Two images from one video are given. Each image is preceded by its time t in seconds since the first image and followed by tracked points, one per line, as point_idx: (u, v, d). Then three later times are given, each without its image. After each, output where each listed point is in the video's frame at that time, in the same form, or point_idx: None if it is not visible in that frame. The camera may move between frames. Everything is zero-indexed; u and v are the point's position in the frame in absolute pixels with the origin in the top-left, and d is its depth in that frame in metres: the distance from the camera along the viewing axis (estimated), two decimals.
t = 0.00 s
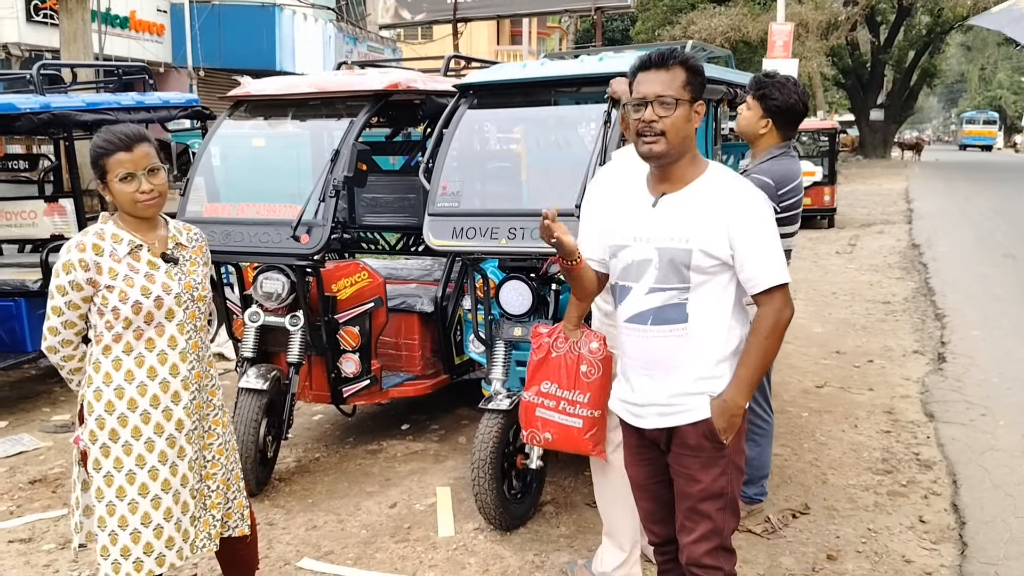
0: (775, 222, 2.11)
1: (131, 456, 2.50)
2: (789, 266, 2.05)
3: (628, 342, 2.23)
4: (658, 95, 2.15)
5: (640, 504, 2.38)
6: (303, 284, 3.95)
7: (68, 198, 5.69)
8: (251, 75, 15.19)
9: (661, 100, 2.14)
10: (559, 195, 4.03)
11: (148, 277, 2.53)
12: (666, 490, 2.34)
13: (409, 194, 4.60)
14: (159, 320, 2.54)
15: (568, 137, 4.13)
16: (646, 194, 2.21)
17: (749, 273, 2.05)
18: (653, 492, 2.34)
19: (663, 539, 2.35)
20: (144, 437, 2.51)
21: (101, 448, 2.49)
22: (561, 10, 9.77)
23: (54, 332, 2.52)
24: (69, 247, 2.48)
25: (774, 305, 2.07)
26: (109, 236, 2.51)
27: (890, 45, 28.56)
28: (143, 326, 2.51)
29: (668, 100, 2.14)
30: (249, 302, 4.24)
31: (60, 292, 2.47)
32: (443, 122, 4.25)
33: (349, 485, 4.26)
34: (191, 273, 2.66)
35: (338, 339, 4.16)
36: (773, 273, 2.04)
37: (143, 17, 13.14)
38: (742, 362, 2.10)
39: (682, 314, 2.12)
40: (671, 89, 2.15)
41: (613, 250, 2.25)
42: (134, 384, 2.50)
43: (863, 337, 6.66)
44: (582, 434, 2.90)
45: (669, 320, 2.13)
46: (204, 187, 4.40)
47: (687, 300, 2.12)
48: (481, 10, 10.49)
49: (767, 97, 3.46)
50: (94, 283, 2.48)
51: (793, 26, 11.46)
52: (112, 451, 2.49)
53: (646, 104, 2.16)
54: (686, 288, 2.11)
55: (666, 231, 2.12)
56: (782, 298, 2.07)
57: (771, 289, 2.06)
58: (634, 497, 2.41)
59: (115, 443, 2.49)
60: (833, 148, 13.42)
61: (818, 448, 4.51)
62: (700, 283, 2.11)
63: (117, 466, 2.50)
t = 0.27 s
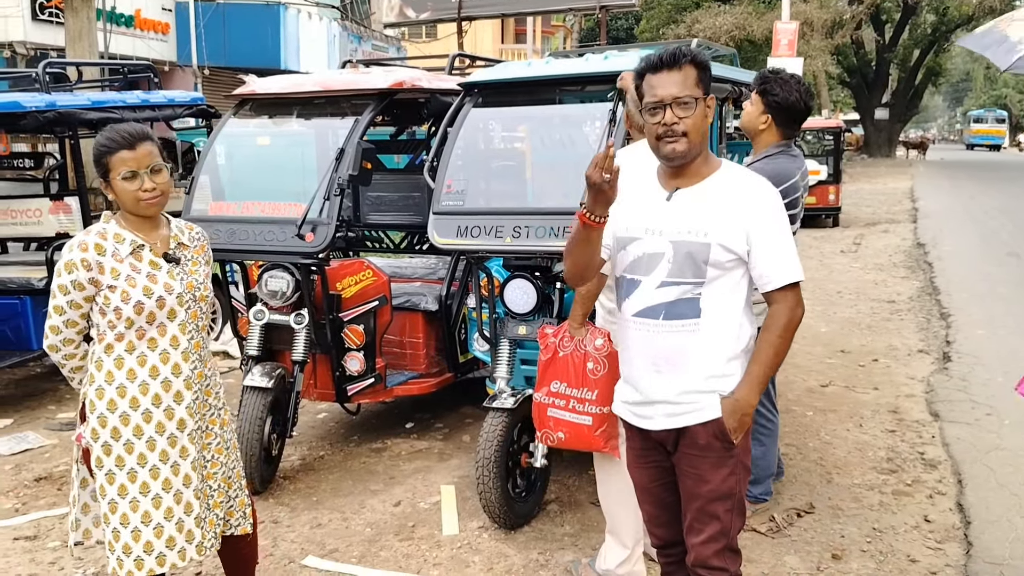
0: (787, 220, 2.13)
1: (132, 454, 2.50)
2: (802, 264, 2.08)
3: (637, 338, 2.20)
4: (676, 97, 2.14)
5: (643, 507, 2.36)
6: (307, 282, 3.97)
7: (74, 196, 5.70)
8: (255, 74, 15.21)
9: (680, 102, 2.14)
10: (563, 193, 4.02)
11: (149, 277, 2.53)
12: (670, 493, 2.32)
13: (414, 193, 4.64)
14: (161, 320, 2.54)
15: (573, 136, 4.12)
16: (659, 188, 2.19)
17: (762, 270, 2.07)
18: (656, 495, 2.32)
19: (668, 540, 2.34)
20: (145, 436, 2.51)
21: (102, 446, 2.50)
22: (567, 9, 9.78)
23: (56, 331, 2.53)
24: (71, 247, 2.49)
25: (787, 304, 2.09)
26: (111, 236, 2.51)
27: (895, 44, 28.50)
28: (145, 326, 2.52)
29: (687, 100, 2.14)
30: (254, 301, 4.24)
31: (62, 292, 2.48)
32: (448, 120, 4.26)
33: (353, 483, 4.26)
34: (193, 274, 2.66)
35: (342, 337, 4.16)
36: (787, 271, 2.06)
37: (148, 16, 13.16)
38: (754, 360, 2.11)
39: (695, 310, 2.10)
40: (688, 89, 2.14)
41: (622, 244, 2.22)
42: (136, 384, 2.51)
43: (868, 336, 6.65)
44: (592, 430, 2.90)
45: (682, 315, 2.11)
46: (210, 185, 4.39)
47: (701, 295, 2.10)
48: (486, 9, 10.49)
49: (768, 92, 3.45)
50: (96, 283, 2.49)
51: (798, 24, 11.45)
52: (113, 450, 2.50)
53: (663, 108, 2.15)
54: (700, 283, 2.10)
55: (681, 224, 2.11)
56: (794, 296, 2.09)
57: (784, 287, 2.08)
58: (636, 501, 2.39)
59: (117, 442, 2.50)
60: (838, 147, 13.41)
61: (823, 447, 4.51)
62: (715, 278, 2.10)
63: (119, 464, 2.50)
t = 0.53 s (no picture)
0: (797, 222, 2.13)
1: (141, 450, 2.51)
2: (813, 265, 2.07)
3: (645, 342, 2.19)
4: (688, 94, 2.13)
5: (651, 510, 2.35)
6: (312, 280, 3.96)
7: (79, 194, 5.68)
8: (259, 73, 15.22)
9: (691, 99, 2.13)
10: (568, 192, 4.02)
11: (157, 274, 2.53)
12: (679, 497, 2.30)
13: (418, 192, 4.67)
14: (170, 316, 2.54)
15: (578, 135, 4.13)
16: (665, 190, 2.20)
17: (773, 273, 2.07)
18: (665, 499, 2.31)
19: (678, 542, 2.33)
20: (154, 431, 2.52)
21: (112, 442, 2.50)
22: (573, 8, 9.79)
23: (63, 329, 2.52)
24: (80, 245, 2.48)
25: (800, 305, 2.08)
26: (117, 234, 2.50)
27: (899, 44, 28.48)
28: (154, 322, 2.52)
29: (698, 99, 2.13)
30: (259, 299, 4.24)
31: (70, 290, 2.47)
32: (453, 119, 4.25)
33: (357, 481, 4.26)
34: (201, 270, 2.67)
35: (346, 336, 4.17)
36: (799, 272, 2.06)
37: (153, 15, 13.18)
38: (766, 363, 2.10)
39: (705, 313, 2.10)
40: (700, 88, 2.14)
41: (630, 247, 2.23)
42: (145, 380, 2.51)
43: (873, 336, 6.65)
44: (586, 430, 2.90)
45: (691, 319, 2.11)
46: (215, 184, 4.42)
47: (711, 298, 2.10)
48: (491, 8, 10.50)
49: (770, 90, 3.45)
50: (104, 281, 2.49)
51: (803, 24, 11.44)
52: (123, 446, 2.50)
53: (674, 104, 2.15)
54: (709, 286, 2.10)
55: (689, 227, 2.11)
56: (806, 298, 2.09)
57: (795, 289, 2.07)
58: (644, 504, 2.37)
59: (126, 438, 2.50)
60: (842, 147, 13.42)
61: (827, 447, 4.51)
62: (725, 280, 2.10)
63: (128, 460, 2.51)
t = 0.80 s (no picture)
0: (803, 224, 2.12)
1: (152, 452, 2.52)
2: (818, 268, 2.06)
3: (648, 344, 2.19)
4: (697, 90, 2.13)
5: (654, 513, 2.35)
6: (314, 282, 3.95)
7: (82, 197, 5.70)
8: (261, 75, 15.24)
9: (700, 96, 2.12)
10: (571, 193, 4.02)
11: (167, 277, 2.54)
12: (681, 503, 2.30)
13: (421, 193, 4.64)
14: (180, 319, 2.56)
15: (580, 135, 4.13)
16: (670, 190, 2.20)
17: (776, 276, 2.06)
18: (667, 504, 2.30)
19: (681, 546, 2.32)
20: (164, 433, 2.53)
21: (121, 445, 2.49)
22: (573, 9, 9.80)
23: (70, 334, 2.49)
24: (88, 249, 2.46)
25: (804, 309, 2.08)
26: (125, 238, 2.50)
27: (901, 42, 28.43)
28: (165, 325, 2.53)
29: (707, 96, 2.12)
30: (261, 301, 4.24)
31: (79, 294, 2.45)
32: (455, 121, 4.26)
33: (361, 483, 4.27)
34: (206, 273, 2.70)
35: (349, 337, 4.18)
36: (804, 275, 2.05)
37: (155, 17, 13.20)
38: (769, 367, 2.09)
39: (706, 316, 2.09)
40: (710, 85, 2.13)
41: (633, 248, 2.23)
42: (156, 382, 2.52)
43: (876, 336, 6.64)
44: (587, 431, 2.89)
45: (693, 321, 2.10)
46: (217, 186, 4.42)
47: (713, 300, 2.09)
48: (492, 9, 10.50)
49: (775, 92, 3.47)
50: (114, 285, 2.48)
51: (804, 23, 11.44)
52: (133, 448, 2.50)
53: (683, 100, 2.14)
54: (712, 288, 2.09)
55: (692, 228, 2.10)
56: (812, 301, 2.07)
57: (800, 292, 2.07)
58: (647, 508, 2.37)
59: (137, 440, 2.50)
60: (845, 146, 13.40)
61: (831, 447, 4.50)
62: (727, 282, 2.09)
63: (138, 462, 2.51)
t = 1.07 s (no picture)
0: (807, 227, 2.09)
1: (157, 454, 2.52)
2: (823, 273, 2.02)
3: (649, 347, 2.20)
4: (703, 92, 2.12)
5: (655, 517, 2.34)
6: (316, 284, 3.95)
7: (83, 200, 5.71)
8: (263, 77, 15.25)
9: (706, 97, 2.11)
10: (572, 195, 4.01)
11: (169, 281, 2.55)
12: (682, 507, 2.29)
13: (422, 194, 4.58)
14: (183, 322, 2.56)
15: (581, 137, 4.12)
16: (672, 192, 2.20)
17: (780, 280, 2.04)
18: (668, 508, 2.30)
19: (683, 551, 2.31)
20: (169, 436, 2.53)
21: (127, 448, 2.49)
22: (575, 11, 9.80)
23: (74, 338, 2.49)
24: (91, 253, 2.46)
25: (808, 313, 2.04)
26: (128, 242, 2.50)
27: (904, 43, 28.40)
28: (168, 329, 2.53)
29: (713, 97, 2.11)
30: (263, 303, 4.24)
31: (83, 299, 2.45)
32: (456, 123, 4.26)
33: (362, 485, 4.27)
34: (207, 276, 2.70)
35: (351, 340, 4.18)
36: (808, 280, 2.01)
37: (157, 20, 13.22)
38: (771, 372, 2.08)
39: (705, 320, 2.09)
40: (716, 86, 2.12)
41: (634, 251, 2.23)
42: (160, 385, 2.51)
43: (878, 337, 6.63)
44: (595, 434, 2.90)
45: (692, 326, 2.10)
46: (219, 188, 4.42)
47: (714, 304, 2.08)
48: (494, 11, 10.50)
49: (781, 96, 3.45)
50: (118, 289, 2.48)
51: (806, 25, 11.43)
52: (138, 451, 2.50)
53: (689, 101, 2.13)
54: (711, 292, 2.08)
55: (692, 232, 2.10)
56: (816, 305, 2.04)
57: (804, 297, 2.03)
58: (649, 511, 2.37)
59: (142, 443, 2.50)
60: (847, 147, 13.39)
61: (833, 448, 4.49)
62: (727, 286, 2.08)
63: (144, 464, 2.51)
